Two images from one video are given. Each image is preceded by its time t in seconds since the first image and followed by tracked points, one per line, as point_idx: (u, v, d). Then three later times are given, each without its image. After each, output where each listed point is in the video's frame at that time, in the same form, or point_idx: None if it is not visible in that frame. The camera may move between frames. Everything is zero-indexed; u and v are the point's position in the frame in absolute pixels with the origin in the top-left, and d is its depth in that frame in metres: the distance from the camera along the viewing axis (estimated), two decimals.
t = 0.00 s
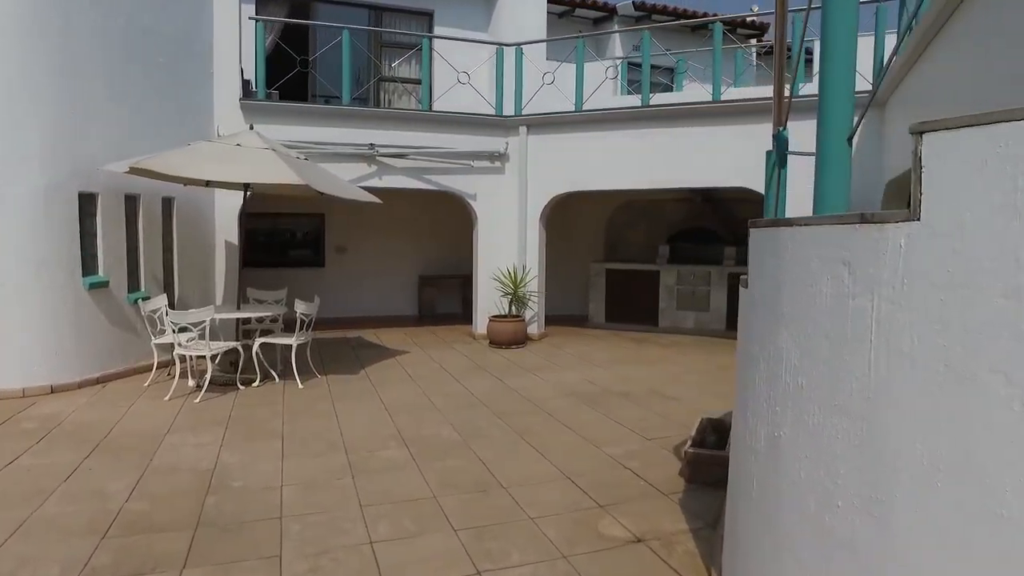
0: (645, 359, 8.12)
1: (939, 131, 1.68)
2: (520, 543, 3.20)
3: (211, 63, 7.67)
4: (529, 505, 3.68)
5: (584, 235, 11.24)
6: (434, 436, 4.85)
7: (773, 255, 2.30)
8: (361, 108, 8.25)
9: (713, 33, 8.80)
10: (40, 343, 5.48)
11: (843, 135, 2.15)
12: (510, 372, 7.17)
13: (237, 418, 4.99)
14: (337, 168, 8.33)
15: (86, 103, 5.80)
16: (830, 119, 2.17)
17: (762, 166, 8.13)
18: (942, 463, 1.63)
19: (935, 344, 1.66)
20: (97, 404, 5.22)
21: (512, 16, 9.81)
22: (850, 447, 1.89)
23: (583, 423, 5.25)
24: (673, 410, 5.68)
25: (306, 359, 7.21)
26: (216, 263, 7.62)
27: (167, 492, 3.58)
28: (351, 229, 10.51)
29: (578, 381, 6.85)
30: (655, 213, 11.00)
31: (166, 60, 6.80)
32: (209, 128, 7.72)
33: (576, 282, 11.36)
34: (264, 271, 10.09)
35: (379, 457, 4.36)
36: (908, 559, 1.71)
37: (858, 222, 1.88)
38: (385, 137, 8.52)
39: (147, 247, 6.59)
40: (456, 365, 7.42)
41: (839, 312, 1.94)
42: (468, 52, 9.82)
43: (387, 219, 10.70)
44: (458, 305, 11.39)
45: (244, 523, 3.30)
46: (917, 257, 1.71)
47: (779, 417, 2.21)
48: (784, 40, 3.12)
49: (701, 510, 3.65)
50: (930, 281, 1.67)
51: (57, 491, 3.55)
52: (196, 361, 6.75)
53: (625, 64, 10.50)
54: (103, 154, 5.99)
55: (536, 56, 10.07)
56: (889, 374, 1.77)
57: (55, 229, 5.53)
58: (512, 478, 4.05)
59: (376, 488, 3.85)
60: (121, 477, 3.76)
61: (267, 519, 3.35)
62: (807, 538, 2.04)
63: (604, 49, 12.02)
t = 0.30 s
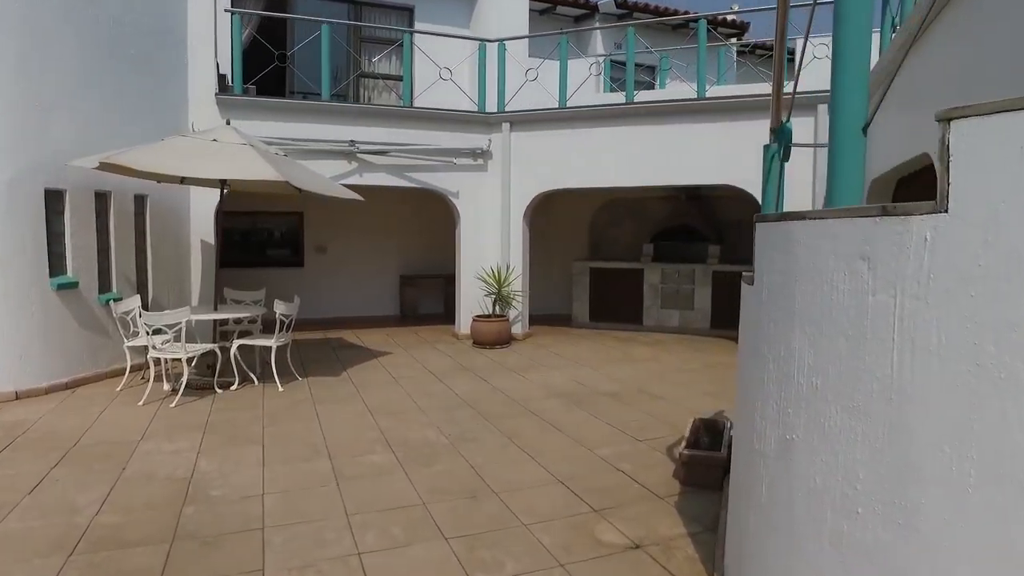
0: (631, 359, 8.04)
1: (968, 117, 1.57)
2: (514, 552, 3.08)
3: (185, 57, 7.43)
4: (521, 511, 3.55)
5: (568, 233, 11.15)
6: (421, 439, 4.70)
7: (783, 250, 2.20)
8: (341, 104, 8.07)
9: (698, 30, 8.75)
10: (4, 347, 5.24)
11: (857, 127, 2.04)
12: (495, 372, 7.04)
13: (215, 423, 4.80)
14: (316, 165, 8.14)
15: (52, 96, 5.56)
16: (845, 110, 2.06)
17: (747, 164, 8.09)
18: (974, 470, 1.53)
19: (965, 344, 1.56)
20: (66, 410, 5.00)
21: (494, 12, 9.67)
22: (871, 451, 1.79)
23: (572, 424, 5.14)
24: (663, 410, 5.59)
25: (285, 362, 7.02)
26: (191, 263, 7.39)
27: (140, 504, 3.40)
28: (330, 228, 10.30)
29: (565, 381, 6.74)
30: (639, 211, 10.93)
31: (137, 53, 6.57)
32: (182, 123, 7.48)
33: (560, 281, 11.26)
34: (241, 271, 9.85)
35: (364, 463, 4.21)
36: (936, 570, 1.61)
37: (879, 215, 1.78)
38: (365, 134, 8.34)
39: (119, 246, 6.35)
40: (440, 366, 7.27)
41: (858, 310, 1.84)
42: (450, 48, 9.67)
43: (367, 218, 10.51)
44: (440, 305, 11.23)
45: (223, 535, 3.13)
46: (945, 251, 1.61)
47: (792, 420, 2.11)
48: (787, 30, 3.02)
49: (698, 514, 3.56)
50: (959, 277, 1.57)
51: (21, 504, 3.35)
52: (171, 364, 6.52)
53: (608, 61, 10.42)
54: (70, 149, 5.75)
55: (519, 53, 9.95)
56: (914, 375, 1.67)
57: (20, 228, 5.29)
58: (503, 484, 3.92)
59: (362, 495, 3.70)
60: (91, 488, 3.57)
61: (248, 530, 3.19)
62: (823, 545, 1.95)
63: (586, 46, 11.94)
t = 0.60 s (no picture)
0: (619, 360, 7.94)
1: (1013, 107, 1.41)
2: (510, 568, 2.94)
3: (158, 51, 7.18)
4: (515, 523, 3.41)
5: (553, 233, 11.03)
6: (408, 447, 4.54)
7: (803, 251, 2.06)
8: (321, 101, 7.86)
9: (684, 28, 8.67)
10: None
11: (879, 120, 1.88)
12: (482, 376, 6.90)
13: (192, 433, 4.60)
14: (296, 163, 7.92)
15: (16, 90, 5.31)
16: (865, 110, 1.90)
17: (735, 163, 8.02)
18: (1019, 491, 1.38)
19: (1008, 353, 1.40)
20: (32, 420, 4.76)
21: (478, 8, 9.51)
22: (902, 466, 1.65)
23: (563, 430, 5.01)
24: (655, 414, 5.48)
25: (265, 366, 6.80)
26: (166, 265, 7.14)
27: (111, 522, 3.21)
28: (310, 228, 10.07)
29: (553, 384, 6.61)
30: (624, 210, 10.84)
31: (106, 47, 6.32)
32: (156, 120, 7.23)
33: (544, 281, 11.13)
34: (219, 273, 9.60)
35: (350, 473, 4.04)
36: None
37: (911, 214, 1.64)
38: (346, 131, 8.14)
39: (89, 248, 6.10)
40: (425, 370, 7.11)
41: (887, 315, 1.70)
42: (433, 45, 9.50)
43: (349, 218, 10.29)
44: (423, 306, 11.04)
45: (200, 554, 2.95)
46: (985, 251, 1.46)
47: (813, 431, 1.97)
48: (795, 20, 2.89)
49: (698, 524, 3.45)
50: (1001, 280, 1.42)
51: None
52: (145, 370, 6.28)
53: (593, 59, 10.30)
54: (36, 147, 5.49)
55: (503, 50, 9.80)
56: (950, 386, 1.52)
57: None
58: (495, 494, 3.78)
59: (349, 508, 3.54)
60: (58, 505, 3.37)
61: (227, 549, 3.01)
62: (847, 567, 1.80)
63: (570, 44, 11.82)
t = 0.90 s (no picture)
0: (609, 362, 7.83)
1: None
2: None
3: (133, 45, 6.95)
4: (511, 535, 3.28)
5: (540, 233, 10.91)
6: (397, 456, 4.39)
7: (828, 254, 1.92)
8: (305, 98, 7.67)
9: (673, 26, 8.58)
10: None
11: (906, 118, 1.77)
12: (470, 379, 6.76)
13: (171, 442, 4.41)
14: (278, 162, 7.73)
15: None
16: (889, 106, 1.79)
17: (725, 162, 7.94)
18: None
19: None
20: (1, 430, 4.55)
21: (464, 5, 9.35)
22: (936, 486, 1.48)
23: (556, 435, 4.88)
24: (648, 419, 5.37)
25: (247, 370, 6.61)
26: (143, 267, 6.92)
27: (84, 540, 3.03)
28: (293, 229, 9.86)
29: (543, 386, 6.48)
30: (612, 210, 10.74)
31: (78, 40, 6.09)
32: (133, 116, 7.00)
33: (531, 281, 11.00)
34: (199, 274, 9.37)
35: (337, 483, 3.89)
36: None
37: (947, 213, 1.47)
38: (330, 130, 7.96)
39: (62, 249, 5.87)
40: (412, 373, 6.95)
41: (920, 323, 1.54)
42: (418, 41, 9.33)
43: (332, 217, 10.10)
44: (409, 307, 10.87)
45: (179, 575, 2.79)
46: None
47: (840, 444, 1.82)
48: (800, 21, 2.83)
49: (699, 535, 3.34)
50: None
51: None
52: (122, 375, 6.07)
53: (581, 57, 10.18)
54: (4, 144, 5.26)
55: (489, 47, 9.66)
56: (992, 400, 1.35)
57: None
58: (489, 504, 3.65)
59: (337, 521, 3.39)
60: (26, 523, 3.18)
61: (208, 568, 2.85)
62: None
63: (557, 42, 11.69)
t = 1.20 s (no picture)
0: (602, 362, 7.69)
1: None
2: None
3: (109, 36, 6.71)
4: (509, 547, 3.12)
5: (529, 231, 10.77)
6: (387, 462, 4.22)
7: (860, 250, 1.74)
8: (289, 93, 7.45)
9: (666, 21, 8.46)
10: None
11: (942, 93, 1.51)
12: (461, 380, 6.59)
13: (150, 449, 4.21)
14: (263, 159, 7.52)
15: None
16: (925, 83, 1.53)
17: (718, 159, 7.84)
18: None
19: None
20: None
21: None
22: (987, 507, 1.28)
23: (552, 440, 4.73)
24: (646, 421, 5.23)
25: (230, 373, 6.41)
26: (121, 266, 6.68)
27: (53, 558, 2.84)
28: (278, 228, 9.64)
29: (536, 388, 6.33)
30: (603, 208, 10.60)
31: (49, 30, 5.85)
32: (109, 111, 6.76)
33: (522, 281, 10.85)
34: (181, 274, 9.12)
35: (325, 492, 3.71)
36: None
37: (997, 202, 1.28)
38: (316, 125, 7.75)
39: (35, 248, 5.64)
40: (401, 375, 6.77)
41: (966, 325, 1.35)
42: (406, 36, 9.14)
43: (318, 216, 9.89)
44: (397, 308, 10.68)
45: None
46: None
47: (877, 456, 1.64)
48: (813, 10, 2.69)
49: (705, 544, 3.21)
50: None
51: None
52: (100, 379, 5.85)
53: (571, 53, 10.03)
54: None
55: (479, 43, 9.49)
56: None
57: None
58: (485, 514, 3.50)
59: (325, 533, 3.22)
60: None
61: None
62: None
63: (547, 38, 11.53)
